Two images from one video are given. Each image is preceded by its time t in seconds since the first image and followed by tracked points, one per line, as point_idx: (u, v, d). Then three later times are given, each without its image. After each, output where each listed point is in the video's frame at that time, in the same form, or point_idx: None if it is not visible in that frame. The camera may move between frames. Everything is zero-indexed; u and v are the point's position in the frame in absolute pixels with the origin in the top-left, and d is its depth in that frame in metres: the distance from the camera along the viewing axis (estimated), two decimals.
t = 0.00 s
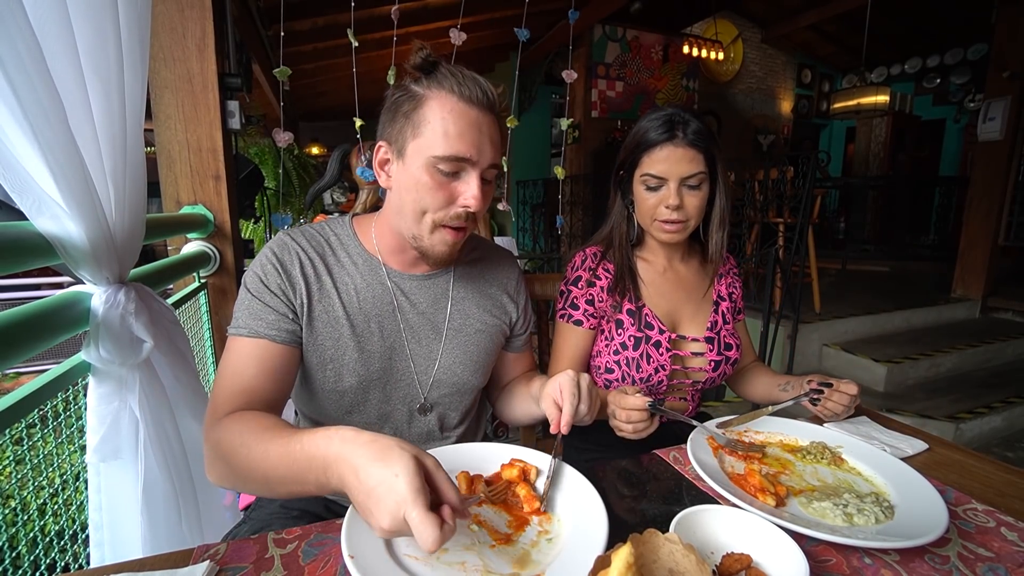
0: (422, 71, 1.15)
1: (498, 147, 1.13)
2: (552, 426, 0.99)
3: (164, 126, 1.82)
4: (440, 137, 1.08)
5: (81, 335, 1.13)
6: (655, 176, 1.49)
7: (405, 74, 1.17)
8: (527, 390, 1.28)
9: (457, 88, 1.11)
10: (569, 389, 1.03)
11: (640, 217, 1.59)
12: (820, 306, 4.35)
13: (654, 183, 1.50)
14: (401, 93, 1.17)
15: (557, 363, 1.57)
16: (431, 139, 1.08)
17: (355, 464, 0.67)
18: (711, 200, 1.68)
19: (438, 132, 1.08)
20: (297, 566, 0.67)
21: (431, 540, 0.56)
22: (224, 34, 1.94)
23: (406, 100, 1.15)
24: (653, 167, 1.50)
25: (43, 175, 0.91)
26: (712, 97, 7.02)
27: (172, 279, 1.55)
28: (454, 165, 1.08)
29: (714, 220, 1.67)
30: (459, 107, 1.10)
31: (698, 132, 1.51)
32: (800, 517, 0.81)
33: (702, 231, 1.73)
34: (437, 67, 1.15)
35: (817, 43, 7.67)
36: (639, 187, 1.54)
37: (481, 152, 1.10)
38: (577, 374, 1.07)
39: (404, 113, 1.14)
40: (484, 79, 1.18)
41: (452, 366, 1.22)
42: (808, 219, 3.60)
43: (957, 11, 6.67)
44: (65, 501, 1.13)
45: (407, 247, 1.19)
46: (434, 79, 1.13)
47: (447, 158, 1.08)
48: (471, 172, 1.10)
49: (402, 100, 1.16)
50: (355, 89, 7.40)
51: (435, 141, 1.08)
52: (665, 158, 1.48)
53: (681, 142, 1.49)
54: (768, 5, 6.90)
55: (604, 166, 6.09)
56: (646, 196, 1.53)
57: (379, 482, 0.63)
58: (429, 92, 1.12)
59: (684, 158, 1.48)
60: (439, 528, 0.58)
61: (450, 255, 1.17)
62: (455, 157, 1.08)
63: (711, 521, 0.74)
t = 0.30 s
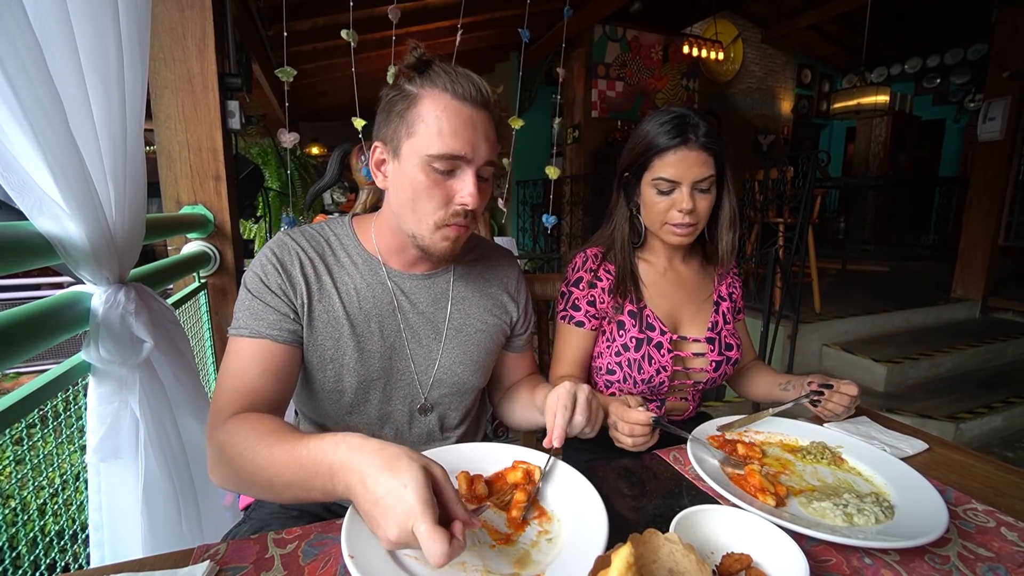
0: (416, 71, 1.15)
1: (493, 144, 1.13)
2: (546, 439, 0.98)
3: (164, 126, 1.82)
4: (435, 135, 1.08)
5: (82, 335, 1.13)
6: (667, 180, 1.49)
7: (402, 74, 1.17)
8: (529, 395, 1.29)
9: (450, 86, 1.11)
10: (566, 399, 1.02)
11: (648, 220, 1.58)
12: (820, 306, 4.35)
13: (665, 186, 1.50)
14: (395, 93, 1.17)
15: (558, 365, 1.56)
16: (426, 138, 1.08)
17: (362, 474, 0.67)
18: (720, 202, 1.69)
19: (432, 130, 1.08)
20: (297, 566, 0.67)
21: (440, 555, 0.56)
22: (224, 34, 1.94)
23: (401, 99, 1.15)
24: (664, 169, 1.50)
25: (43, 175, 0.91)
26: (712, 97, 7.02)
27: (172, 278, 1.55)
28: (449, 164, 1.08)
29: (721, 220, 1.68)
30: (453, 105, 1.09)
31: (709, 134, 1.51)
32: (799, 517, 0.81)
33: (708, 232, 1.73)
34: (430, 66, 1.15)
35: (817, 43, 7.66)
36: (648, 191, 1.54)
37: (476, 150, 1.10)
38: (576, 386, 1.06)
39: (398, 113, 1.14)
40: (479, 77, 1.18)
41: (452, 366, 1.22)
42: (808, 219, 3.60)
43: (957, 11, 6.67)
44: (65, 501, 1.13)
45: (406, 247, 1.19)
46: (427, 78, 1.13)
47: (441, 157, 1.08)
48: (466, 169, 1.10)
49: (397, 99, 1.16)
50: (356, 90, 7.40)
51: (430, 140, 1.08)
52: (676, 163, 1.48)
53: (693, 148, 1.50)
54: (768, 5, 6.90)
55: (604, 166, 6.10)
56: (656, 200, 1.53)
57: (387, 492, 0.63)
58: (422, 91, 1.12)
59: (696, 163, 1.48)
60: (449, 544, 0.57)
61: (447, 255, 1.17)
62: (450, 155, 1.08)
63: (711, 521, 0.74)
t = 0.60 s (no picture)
0: (398, 63, 1.21)
1: (485, 103, 1.15)
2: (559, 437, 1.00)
3: (164, 126, 1.82)
4: (424, 97, 1.11)
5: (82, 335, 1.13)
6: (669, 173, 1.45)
7: (388, 71, 1.23)
8: (528, 404, 1.27)
9: (435, 62, 1.16)
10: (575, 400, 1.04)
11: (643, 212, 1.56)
12: (820, 306, 4.35)
13: (677, 179, 1.46)
14: (384, 83, 1.21)
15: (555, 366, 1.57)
16: (410, 107, 1.11)
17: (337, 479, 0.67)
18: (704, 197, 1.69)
19: (417, 95, 1.11)
20: (297, 566, 0.67)
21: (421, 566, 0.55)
22: (224, 34, 1.94)
23: (389, 87, 1.19)
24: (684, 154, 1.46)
25: (53, 179, 0.91)
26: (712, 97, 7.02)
27: (172, 278, 1.55)
28: (440, 123, 1.10)
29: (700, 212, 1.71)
30: (434, 75, 1.14)
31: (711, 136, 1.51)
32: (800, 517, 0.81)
33: (684, 220, 1.73)
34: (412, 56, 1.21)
35: (817, 43, 7.66)
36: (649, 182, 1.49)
37: (464, 104, 1.11)
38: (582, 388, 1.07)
39: (387, 98, 1.18)
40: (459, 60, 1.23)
41: (446, 382, 1.16)
42: (809, 219, 3.60)
43: (957, 11, 6.67)
44: (65, 501, 1.13)
45: (406, 252, 1.14)
46: (410, 64, 1.18)
47: (432, 116, 1.09)
48: (458, 126, 1.11)
49: (385, 88, 1.21)
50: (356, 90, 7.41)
51: (418, 103, 1.10)
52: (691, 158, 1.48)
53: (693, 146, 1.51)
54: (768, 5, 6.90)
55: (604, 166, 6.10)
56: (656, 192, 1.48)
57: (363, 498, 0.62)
58: (406, 73, 1.17)
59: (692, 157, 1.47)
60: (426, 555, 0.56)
61: (449, 237, 1.10)
62: (439, 114, 1.10)
63: (711, 521, 0.74)
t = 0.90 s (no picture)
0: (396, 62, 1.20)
1: (480, 96, 1.15)
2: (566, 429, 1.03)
3: (164, 126, 1.82)
4: (419, 93, 1.10)
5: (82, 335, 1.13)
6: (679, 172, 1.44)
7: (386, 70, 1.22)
8: (526, 405, 1.27)
9: (430, 60, 1.16)
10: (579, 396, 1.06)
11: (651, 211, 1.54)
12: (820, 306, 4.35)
13: (686, 179, 1.44)
14: (380, 83, 1.22)
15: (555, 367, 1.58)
16: (409, 102, 1.11)
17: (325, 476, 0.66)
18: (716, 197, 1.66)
19: (415, 92, 1.11)
20: (297, 566, 0.67)
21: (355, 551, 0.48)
22: (224, 34, 1.94)
23: (388, 86, 1.19)
24: (690, 154, 1.44)
25: (52, 179, 0.91)
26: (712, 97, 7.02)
27: (172, 278, 1.55)
28: (437, 119, 1.10)
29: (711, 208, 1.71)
30: (431, 72, 1.14)
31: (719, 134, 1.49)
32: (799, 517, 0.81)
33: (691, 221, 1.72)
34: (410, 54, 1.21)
35: (817, 43, 7.65)
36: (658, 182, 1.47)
37: (461, 98, 1.12)
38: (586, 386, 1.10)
39: (383, 97, 1.18)
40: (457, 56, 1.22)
41: (445, 382, 1.16)
42: (809, 219, 3.60)
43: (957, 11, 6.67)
44: (65, 501, 1.13)
45: (404, 251, 1.14)
46: (408, 63, 1.17)
47: (428, 112, 1.09)
48: (456, 120, 1.12)
49: (383, 87, 1.20)
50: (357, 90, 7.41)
51: (414, 100, 1.10)
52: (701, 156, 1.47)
53: (700, 143, 1.50)
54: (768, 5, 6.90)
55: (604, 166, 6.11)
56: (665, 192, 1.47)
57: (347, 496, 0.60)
58: (405, 70, 1.17)
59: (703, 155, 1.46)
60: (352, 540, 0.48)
61: (449, 233, 1.09)
62: (436, 108, 1.10)
63: (711, 521, 0.74)
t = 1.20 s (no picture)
0: (393, 60, 1.19)
1: (477, 100, 1.14)
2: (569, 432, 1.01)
3: (164, 126, 1.82)
4: (415, 98, 1.09)
5: (82, 335, 1.13)
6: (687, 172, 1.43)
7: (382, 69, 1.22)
8: (524, 405, 1.27)
9: (425, 60, 1.15)
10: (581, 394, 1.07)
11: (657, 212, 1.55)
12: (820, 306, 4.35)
13: (694, 179, 1.44)
14: (377, 82, 1.21)
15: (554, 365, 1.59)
16: (405, 105, 1.10)
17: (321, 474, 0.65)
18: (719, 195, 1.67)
19: (411, 97, 1.10)
20: (297, 566, 0.67)
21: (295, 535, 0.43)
22: (223, 34, 1.94)
23: (384, 85, 1.18)
24: (698, 154, 1.44)
25: (52, 179, 0.91)
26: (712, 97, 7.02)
27: (172, 278, 1.55)
28: (432, 126, 1.09)
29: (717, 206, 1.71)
30: (426, 73, 1.12)
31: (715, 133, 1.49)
32: (799, 516, 0.81)
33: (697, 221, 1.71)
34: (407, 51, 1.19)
35: (817, 43, 7.65)
36: (666, 183, 1.46)
37: (458, 104, 1.11)
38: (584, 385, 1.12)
39: (379, 98, 1.18)
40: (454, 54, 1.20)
41: (444, 382, 1.16)
42: (809, 219, 3.60)
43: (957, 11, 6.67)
44: (65, 501, 1.13)
45: (401, 251, 1.14)
46: (404, 63, 1.16)
47: (424, 117, 1.09)
48: (452, 127, 1.11)
49: (379, 87, 1.20)
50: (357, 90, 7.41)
51: (410, 103, 1.10)
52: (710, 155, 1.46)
53: (707, 142, 1.50)
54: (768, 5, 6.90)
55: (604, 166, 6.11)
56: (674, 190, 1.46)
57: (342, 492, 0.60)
58: (399, 71, 1.16)
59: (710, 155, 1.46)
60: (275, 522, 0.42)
61: (444, 239, 1.10)
62: (431, 114, 1.09)
63: (711, 521, 0.74)
